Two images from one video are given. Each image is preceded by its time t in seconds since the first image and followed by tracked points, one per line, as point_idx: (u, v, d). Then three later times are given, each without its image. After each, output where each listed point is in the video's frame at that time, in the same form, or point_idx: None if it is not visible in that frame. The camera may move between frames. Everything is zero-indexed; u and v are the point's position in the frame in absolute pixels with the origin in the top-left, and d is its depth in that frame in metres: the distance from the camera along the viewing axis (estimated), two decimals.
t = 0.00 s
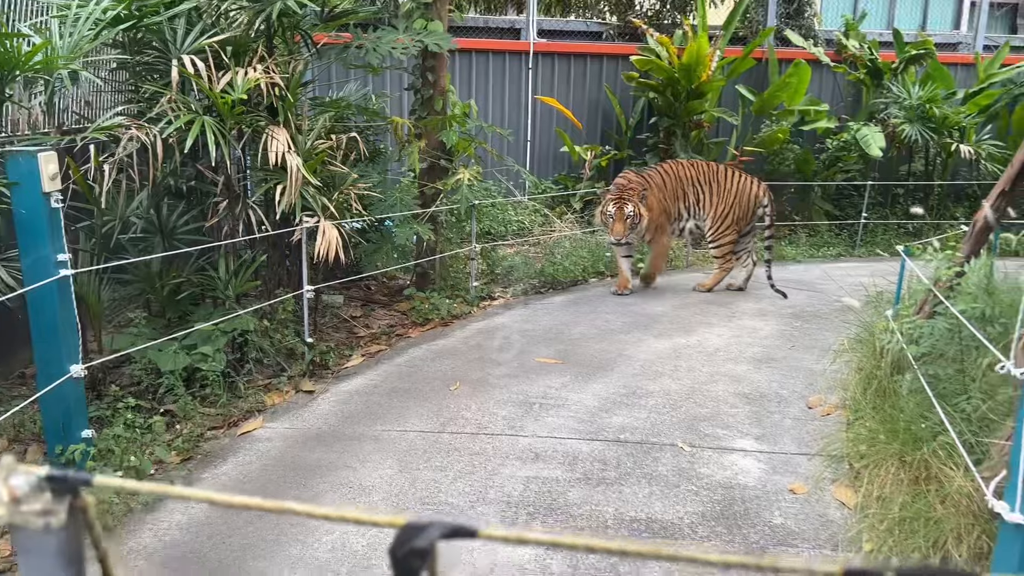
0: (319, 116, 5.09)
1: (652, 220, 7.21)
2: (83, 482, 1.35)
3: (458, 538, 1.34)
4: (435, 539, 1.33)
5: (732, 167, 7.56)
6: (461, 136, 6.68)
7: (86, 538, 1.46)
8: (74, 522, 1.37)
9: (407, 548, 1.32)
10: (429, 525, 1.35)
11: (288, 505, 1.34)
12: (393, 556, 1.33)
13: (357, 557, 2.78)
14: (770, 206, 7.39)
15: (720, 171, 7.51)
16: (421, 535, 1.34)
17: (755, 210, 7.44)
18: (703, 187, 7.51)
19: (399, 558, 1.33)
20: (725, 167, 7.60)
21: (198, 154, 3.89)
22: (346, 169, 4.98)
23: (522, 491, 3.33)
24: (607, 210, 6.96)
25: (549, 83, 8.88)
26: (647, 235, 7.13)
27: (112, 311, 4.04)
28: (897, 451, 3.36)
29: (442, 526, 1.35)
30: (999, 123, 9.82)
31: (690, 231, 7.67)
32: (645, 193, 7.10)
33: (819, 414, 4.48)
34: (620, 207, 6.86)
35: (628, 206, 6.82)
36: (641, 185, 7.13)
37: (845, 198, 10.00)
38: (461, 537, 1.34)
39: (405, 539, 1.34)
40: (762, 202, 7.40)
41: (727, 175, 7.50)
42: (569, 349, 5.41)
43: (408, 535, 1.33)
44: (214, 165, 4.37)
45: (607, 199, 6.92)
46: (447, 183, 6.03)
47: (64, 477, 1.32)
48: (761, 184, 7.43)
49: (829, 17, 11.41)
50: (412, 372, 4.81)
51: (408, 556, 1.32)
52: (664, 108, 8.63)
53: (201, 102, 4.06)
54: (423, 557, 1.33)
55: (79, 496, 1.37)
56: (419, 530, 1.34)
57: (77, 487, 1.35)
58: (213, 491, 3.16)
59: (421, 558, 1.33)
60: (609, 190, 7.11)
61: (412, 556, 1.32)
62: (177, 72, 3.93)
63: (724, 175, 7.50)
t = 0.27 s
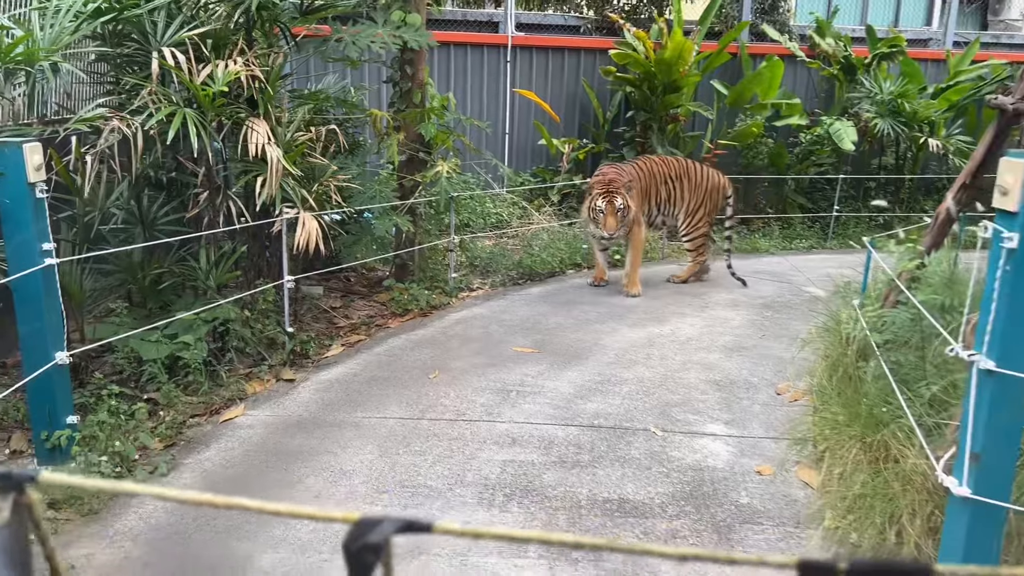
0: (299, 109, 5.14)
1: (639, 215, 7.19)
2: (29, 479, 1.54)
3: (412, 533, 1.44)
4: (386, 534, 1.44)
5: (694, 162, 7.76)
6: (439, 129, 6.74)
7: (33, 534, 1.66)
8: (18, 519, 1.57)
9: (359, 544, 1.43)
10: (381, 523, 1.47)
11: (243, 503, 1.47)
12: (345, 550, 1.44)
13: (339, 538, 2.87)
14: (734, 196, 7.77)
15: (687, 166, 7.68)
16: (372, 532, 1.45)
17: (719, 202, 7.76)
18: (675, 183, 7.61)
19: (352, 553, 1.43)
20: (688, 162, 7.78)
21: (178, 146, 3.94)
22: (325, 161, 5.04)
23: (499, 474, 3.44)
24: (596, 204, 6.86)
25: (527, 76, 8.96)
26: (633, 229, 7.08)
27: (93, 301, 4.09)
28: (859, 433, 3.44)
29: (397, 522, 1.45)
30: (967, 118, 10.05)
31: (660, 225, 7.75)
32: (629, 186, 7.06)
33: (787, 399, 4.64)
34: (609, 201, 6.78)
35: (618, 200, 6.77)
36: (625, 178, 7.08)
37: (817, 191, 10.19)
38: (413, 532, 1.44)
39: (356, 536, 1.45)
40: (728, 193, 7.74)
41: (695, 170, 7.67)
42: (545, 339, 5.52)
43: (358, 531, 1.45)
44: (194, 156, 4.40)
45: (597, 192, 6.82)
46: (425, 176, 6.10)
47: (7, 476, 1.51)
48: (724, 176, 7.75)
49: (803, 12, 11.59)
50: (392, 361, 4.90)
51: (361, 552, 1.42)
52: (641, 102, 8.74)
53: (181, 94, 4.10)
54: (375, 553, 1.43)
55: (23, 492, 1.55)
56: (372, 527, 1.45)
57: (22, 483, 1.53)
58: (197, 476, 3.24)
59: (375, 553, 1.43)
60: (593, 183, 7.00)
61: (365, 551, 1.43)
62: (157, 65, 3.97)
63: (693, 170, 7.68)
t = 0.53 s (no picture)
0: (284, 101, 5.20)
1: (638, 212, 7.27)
2: None
3: (368, 530, 1.41)
4: (341, 532, 1.40)
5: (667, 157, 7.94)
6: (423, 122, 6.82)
7: None
8: None
9: (315, 542, 1.38)
10: (337, 520, 1.42)
11: (195, 501, 1.38)
12: (299, 549, 1.38)
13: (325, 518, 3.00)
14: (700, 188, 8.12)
15: (663, 161, 7.83)
16: (328, 529, 1.40)
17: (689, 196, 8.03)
18: (659, 179, 7.71)
19: (307, 552, 1.39)
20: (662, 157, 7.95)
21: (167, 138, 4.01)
22: (311, 154, 5.12)
23: (481, 457, 3.56)
24: (603, 201, 6.88)
25: (510, 70, 9.05)
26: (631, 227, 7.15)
27: (82, 291, 4.16)
28: (827, 417, 3.55)
29: (353, 520, 1.42)
30: (943, 113, 10.24)
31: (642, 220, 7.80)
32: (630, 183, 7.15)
33: (761, 387, 4.79)
34: (617, 198, 6.84)
35: (625, 197, 6.84)
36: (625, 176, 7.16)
37: (796, 184, 10.37)
38: (369, 530, 1.40)
39: (311, 533, 1.40)
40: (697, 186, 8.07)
41: (672, 165, 7.87)
42: (527, 329, 5.64)
43: (315, 529, 1.39)
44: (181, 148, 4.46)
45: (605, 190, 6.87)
46: (409, 168, 6.18)
47: None
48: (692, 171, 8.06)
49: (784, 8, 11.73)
50: (377, 350, 5.00)
51: (315, 549, 1.38)
52: (624, 96, 8.86)
53: (169, 87, 4.17)
54: (329, 550, 1.38)
55: None
56: (327, 524, 1.41)
57: None
58: (188, 460, 3.33)
59: (328, 550, 1.38)
60: (597, 179, 7.01)
61: (319, 548, 1.38)
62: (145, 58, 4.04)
63: (670, 165, 7.87)
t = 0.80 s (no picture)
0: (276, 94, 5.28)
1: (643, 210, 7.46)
2: None
3: (339, 522, 1.42)
4: (315, 523, 1.42)
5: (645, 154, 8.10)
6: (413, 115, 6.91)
7: None
8: None
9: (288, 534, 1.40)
10: (311, 512, 1.44)
11: (169, 493, 1.40)
12: (274, 541, 1.41)
13: (319, 497, 3.11)
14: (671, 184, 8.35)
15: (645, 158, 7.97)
16: (302, 522, 1.42)
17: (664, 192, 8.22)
18: (645, 175, 7.82)
19: (280, 543, 1.41)
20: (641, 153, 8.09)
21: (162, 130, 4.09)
22: (303, 146, 5.20)
23: (470, 440, 3.68)
24: (619, 200, 6.95)
25: (500, 64, 9.14)
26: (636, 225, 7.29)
27: (78, 279, 4.25)
28: (802, 402, 3.67)
29: (325, 511, 1.44)
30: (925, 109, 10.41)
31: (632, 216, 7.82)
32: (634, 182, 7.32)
33: (741, 374, 4.93)
34: (631, 198, 6.93)
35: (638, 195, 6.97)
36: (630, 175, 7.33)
37: (782, 178, 10.51)
38: (342, 522, 1.42)
39: (286, 526, 1.42)
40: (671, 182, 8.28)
41: (653, 161, 8.04)
42: (515, 319, 5.75)
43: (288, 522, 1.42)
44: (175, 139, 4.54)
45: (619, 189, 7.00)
46: (399, 160, 6.27)
47: None
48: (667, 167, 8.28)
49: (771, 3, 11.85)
50: (367, 339, 5.10)
51: (288, 541, 1.41)
52: (612, 90, 8.96)
53: (164, 79, 4.24)
54: (303, 542, 1.41)
55: None
56: (301, 516, 1.43)
57: None
58: (185, 443, 3.43)
59: (302, 543, 1.41)
60: (609, 179, 7.10)
61: (292, 540, 1.41)
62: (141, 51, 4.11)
63: (650, 161, 8.04)
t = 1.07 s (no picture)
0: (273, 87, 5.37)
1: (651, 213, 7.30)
2: None
3: (318, 506, 1.45)
4: (295, 507, 1.46)
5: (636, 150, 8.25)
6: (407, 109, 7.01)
7: None
8: None
9: (269, 517, 1.45)
10: (291, 496, 1.48)
11: (152, 477, 1.45)
12: (254, 524, 1.46)
13: (316, 476, 3.23)
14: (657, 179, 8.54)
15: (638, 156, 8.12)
16: (282, 505, 1.46)
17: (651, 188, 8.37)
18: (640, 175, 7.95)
19: (260, 526, 1.47)
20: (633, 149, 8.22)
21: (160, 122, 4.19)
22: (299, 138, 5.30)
23: (461, 424, 3.80)
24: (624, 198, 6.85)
25: (493, 59, 9.24)
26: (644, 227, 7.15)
27: (79, 267, 4.36)
28: (781, 386, 3.78)
29: (305, 496, 1.47)
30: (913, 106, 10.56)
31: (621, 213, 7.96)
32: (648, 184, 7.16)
33: (726, 363, 5.07)
34: (638, 197, 6.80)
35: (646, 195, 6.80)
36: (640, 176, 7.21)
37: (771, 173, 10.66)
38: (322, 504, 1.45)
39: (266, 508, 1.47)
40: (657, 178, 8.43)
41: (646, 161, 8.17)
42: (507, 310, 5.87)
43: (269, 505, 1.46)
44: (173, 131, 4.63)
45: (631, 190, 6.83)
46: (393, 153, 6.37)
47: None
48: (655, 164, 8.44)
49: None
50: (362, 328, 5.21)
51: (269, 525, 1.45)
52: (604, 86, 9.08)
53: (163, 72, 4.34)
54: (282, 525, 1.46)
55: None
56: (281, 500, 1.47)
57: None
58: (185, 425, 3.55)
59: (282, 524, 1.46)
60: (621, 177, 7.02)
61: (273, 523, 1.46)
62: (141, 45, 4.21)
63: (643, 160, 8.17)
